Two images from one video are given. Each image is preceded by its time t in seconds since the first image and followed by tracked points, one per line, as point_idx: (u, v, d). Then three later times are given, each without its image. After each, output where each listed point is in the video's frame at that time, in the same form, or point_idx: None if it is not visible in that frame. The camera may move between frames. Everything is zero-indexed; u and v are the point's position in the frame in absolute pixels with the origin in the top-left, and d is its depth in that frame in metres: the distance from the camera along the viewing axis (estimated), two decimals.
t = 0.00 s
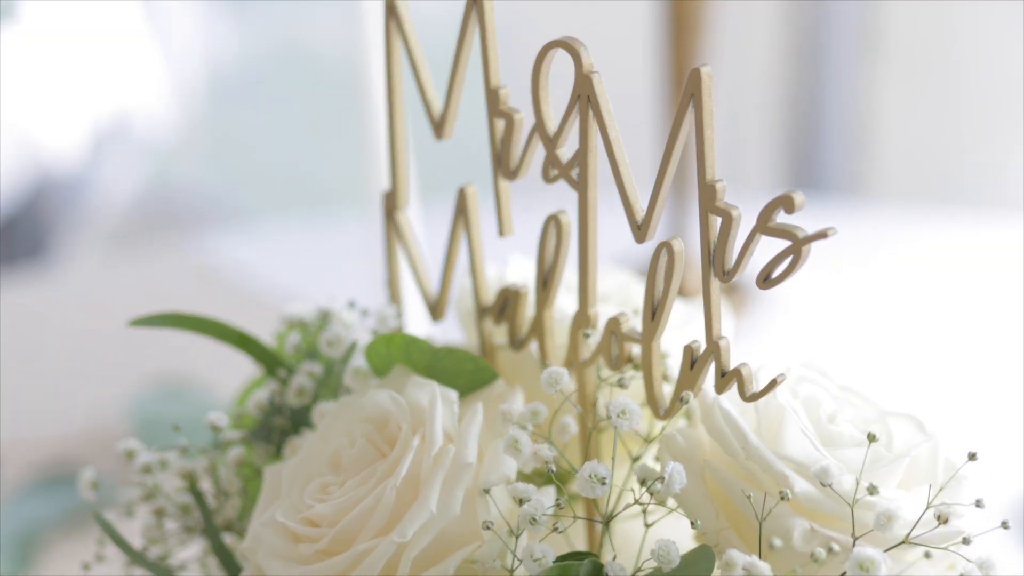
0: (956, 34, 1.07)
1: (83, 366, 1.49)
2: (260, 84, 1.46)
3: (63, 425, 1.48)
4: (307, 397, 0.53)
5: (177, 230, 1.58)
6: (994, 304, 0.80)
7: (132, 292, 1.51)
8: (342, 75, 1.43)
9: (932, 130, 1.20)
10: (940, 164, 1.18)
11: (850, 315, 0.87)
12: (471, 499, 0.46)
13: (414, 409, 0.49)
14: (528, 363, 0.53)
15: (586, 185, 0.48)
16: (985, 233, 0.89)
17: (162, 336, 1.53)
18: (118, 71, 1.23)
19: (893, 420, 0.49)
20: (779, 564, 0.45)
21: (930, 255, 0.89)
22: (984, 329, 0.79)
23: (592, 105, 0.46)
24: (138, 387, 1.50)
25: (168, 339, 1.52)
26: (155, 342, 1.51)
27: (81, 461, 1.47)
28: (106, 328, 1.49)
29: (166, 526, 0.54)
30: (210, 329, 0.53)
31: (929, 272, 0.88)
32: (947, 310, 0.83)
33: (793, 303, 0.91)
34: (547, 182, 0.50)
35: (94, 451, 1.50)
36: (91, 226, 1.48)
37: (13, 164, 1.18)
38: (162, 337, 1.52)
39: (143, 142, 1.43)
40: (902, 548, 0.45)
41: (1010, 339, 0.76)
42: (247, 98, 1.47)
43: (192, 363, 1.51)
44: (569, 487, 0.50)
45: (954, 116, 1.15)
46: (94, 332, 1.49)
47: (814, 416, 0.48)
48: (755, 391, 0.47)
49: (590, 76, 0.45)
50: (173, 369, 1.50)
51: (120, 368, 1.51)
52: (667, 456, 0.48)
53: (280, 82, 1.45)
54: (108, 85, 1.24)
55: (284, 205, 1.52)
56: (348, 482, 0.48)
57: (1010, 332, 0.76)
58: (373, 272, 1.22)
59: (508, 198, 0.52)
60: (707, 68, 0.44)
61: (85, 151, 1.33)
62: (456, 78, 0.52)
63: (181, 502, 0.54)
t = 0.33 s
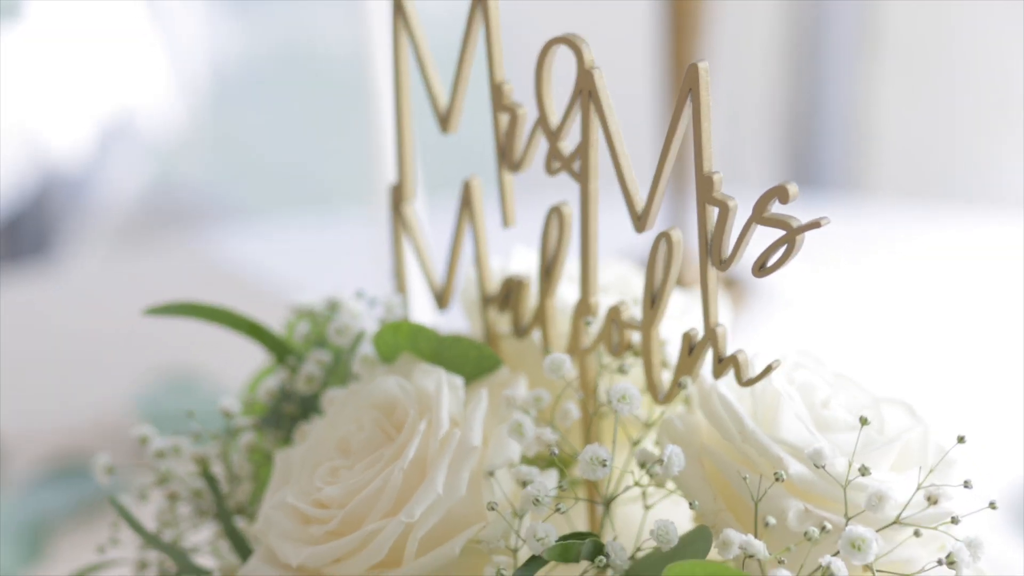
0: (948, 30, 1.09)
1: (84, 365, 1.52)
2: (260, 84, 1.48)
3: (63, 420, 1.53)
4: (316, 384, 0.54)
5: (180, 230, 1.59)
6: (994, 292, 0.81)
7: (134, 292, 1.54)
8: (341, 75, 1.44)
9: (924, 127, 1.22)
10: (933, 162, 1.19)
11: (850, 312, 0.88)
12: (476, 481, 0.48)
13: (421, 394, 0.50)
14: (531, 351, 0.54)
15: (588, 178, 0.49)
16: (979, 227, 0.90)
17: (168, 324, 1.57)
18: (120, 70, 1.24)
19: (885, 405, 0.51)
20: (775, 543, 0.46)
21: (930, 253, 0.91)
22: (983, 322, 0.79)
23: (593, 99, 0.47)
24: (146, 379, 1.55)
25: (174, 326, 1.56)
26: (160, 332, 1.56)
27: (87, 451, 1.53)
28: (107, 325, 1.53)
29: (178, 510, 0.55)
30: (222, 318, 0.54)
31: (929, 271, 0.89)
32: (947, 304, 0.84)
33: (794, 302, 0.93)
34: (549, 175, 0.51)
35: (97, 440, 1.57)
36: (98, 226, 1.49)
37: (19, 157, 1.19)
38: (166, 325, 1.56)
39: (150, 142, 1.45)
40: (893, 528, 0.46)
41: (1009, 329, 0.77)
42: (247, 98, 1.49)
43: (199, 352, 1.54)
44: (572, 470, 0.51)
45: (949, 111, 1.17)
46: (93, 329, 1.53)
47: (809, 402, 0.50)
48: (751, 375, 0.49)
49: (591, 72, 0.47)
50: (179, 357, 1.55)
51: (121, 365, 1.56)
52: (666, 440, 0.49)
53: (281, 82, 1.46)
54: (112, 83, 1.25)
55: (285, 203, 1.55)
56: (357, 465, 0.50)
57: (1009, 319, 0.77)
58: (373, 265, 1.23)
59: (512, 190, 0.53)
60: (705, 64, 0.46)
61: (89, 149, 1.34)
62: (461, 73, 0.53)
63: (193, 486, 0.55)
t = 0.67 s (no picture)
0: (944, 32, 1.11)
1: (88, 363, 1.55)
2: (265, 84, 1.56)
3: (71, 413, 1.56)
4: (324, 373, 0.56)
5: (187, 224, 1.71)
6: (994, 287, 0.80)
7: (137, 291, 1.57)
8: (342, 75, 1.51)
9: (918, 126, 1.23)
10: (930, 162, 1.21)
11: (850, 308, 0.90)
12: (480, 466, 0.49)
13: (427, 382, 0.52)
14: (533, 342, 0.56)
15: (588, 174, 0.51)
16: (976, 227, 0.90)
17: (176, 321, 1.60)
18: (124, 73, 1.26)
19: (875, 394, 0.53)
20: (767, 525, 0.47)
21: (930, 254, 0.91)
22: (984, 320, 0.79)
23: (592, 98, 0.49)
24: (151, 374, 1.58)
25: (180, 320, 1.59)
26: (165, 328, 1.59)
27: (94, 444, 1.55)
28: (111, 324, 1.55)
29: (189, 496, 0.57)
30: (233, 310, 0.56)
31: (930, 271, 0.89)
32: (942, 300, 0.85)
33: (793, 299, 0.94)
34: (550, 171, 0.53)
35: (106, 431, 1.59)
36: (101, 226, 1.52)
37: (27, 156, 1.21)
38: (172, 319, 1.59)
39: (150, 142, 1.47)
40: (882, 510, 0.48)
41: (1009, 326, 0.76)
42: (250, 98, 1.58)
43: (204, 348, 1.57)
44: (572, 456, 0.53)
45: (944, 109, 1.19)
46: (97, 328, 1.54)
47: (801, 390, 0.51)
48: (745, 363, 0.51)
49: (591, 72, 0.48)
50: (183, 353, 1.58)
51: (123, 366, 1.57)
52: (663, 427, 0.51)
53: (283, 82, 1.54)
54: (115, 87, 1.27)
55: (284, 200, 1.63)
56: (364, 451, 0.51)
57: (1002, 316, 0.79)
58: (375, 262, 1.25)
59: (514, 186, 0.55)
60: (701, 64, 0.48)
61: (94, 149, 1.36)
62: (465, 72, 0.55)
63: (204, 473, 0.56)
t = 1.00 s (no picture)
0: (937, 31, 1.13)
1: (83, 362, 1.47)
2: (266, 84, 1.63)
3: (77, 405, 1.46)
4: (329, 362, 0.58)
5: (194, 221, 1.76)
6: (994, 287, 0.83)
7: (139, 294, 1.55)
8: (342, 76, 1.59)
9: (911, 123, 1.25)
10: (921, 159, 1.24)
11: (851, 305, 0.90)
12: (482, 451, 0.51)
13: (430, 370, 0.53)
14: (533, 331, 0.58)
15: (587, 167, 0.53)
16: (981, 224, 0.93)
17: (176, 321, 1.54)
18: (127, 71, 1.28)
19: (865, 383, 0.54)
20: (759, 505, 0.49)
21: (930, 253, 0.93)
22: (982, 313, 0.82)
23: (591, 94, 0.51)
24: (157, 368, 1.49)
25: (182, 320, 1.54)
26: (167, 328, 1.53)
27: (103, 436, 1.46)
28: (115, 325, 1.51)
29: (199, 482, 0.58)
30: (242, 300, 0.57)
31: (929, 270, 0.91)
32: (939, 296, 0.86)
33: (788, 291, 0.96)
34: (550, 165, 0.55)
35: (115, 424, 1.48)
36: (103, 225, 1.58)
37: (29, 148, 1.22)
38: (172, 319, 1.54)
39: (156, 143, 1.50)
40: (871, 493, 0.49)
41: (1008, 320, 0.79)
42: (252, 98, 1.64)
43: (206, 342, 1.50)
44: (571, 442, 0.54)
45: (929, 109, 1.20)
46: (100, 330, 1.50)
47: (794, 377, 0.53)
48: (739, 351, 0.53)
49: (591, 69, 0.50)
50: (184, 349, 1.50)
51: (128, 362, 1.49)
52: (659, 413, 0.53)
53: (284, 82, 1.62)
54: (118, 85, 1.29)
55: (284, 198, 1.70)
56: (369, 436, 0.53)
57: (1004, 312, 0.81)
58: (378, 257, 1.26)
59: (515, 179, 0.57)
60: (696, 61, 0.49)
61: (99, 147, 1.37)
62: (468, 68, 0.57)
63: (213, 459, 0.58)
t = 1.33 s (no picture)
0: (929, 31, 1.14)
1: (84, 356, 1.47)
2: (266, 84, 1.67)
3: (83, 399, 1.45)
4: (331, 349, 0.60)
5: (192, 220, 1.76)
6: (996, 301, 0.85)
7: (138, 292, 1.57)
8: (342, 76, 1.61)
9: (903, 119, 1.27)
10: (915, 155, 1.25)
11: (850, 308, 0.92)
12: (478, 433, 0.52)
13: (427, 356, 0.55)
14: (528, 319, 0.59)
15: (580, 159, 0.54)
16: (982, 224, 0.92)
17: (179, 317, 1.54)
18: (131, 74, 1.30)
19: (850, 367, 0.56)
20: (746, 485, 0.51)
21: (929, 253, 0.94)
22: (983, 327, 0.83)
23: (583, 89, 0.52)
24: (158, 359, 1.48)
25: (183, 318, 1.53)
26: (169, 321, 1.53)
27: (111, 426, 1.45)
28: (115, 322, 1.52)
29: (203, 467, 0.60)
30: (246, 289, 0.59)
31: (929, 271, 0.92)
32: (939, 301, 0.88)
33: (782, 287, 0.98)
34: (544, 156, 0.57)
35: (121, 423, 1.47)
36: (103, 226, 1.59)
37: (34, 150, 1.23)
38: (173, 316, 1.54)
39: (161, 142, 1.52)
40: (855, 475, 0.51)
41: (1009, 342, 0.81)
42: (252, 98, 1.69)
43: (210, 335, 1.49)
44: (564, 426, 0.56)
45: (921, 102, 1.21)
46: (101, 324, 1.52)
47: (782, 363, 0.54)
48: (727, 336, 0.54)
49: (583, 63, 0.52)
50: (187, 341, 1.49)
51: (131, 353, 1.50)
52: (652, 397, 0.54)
53: (284, 81, 1.65)
54: (122, 88, 1.30)
55: (283, 197, 1.72)
56: (368, 420, 0.55)
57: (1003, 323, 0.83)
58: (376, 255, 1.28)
59: (510, 171, 0.58)
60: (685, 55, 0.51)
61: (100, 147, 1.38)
62: (466, 63, 0.58)
63: (218, 444, 0.60)
